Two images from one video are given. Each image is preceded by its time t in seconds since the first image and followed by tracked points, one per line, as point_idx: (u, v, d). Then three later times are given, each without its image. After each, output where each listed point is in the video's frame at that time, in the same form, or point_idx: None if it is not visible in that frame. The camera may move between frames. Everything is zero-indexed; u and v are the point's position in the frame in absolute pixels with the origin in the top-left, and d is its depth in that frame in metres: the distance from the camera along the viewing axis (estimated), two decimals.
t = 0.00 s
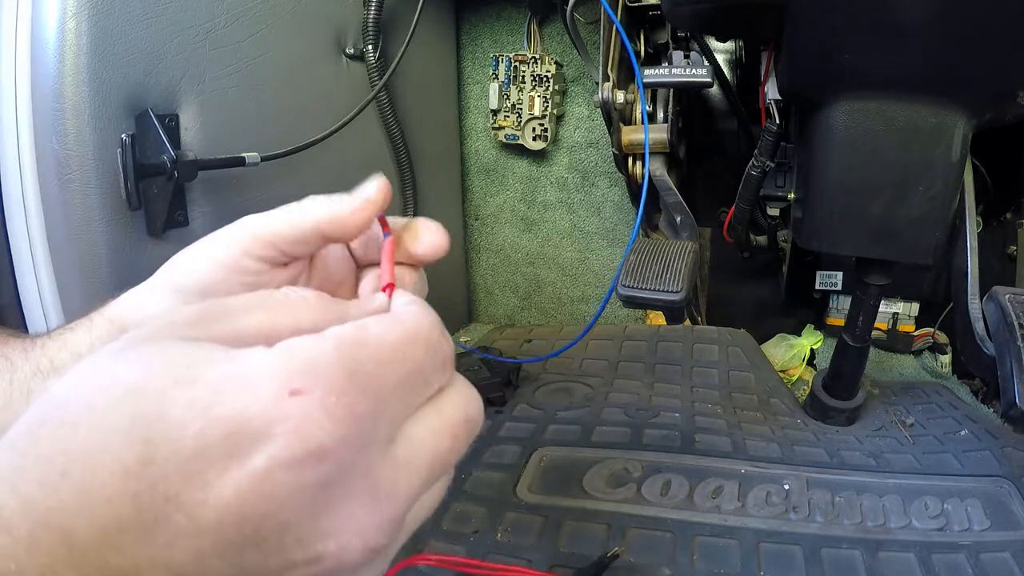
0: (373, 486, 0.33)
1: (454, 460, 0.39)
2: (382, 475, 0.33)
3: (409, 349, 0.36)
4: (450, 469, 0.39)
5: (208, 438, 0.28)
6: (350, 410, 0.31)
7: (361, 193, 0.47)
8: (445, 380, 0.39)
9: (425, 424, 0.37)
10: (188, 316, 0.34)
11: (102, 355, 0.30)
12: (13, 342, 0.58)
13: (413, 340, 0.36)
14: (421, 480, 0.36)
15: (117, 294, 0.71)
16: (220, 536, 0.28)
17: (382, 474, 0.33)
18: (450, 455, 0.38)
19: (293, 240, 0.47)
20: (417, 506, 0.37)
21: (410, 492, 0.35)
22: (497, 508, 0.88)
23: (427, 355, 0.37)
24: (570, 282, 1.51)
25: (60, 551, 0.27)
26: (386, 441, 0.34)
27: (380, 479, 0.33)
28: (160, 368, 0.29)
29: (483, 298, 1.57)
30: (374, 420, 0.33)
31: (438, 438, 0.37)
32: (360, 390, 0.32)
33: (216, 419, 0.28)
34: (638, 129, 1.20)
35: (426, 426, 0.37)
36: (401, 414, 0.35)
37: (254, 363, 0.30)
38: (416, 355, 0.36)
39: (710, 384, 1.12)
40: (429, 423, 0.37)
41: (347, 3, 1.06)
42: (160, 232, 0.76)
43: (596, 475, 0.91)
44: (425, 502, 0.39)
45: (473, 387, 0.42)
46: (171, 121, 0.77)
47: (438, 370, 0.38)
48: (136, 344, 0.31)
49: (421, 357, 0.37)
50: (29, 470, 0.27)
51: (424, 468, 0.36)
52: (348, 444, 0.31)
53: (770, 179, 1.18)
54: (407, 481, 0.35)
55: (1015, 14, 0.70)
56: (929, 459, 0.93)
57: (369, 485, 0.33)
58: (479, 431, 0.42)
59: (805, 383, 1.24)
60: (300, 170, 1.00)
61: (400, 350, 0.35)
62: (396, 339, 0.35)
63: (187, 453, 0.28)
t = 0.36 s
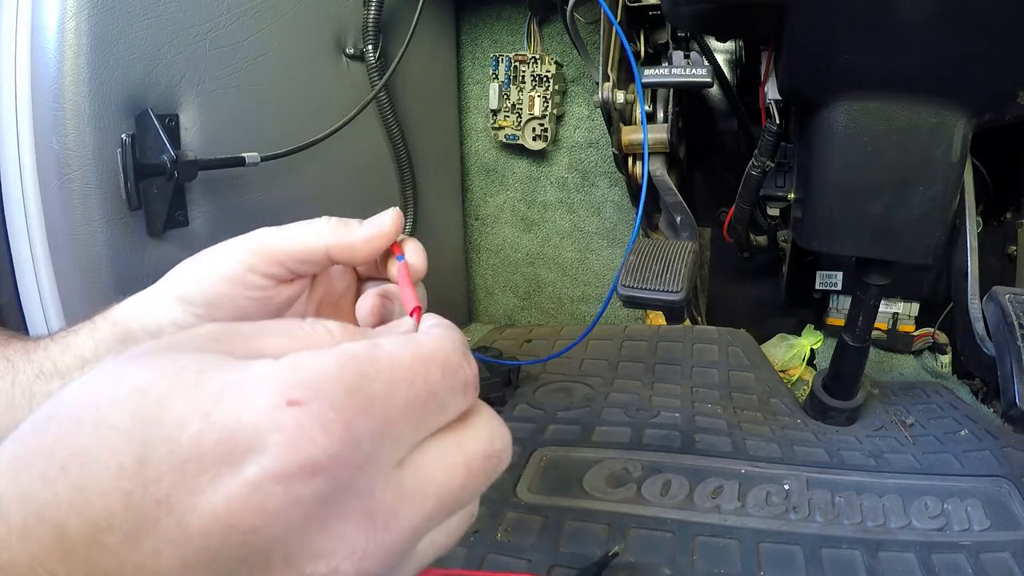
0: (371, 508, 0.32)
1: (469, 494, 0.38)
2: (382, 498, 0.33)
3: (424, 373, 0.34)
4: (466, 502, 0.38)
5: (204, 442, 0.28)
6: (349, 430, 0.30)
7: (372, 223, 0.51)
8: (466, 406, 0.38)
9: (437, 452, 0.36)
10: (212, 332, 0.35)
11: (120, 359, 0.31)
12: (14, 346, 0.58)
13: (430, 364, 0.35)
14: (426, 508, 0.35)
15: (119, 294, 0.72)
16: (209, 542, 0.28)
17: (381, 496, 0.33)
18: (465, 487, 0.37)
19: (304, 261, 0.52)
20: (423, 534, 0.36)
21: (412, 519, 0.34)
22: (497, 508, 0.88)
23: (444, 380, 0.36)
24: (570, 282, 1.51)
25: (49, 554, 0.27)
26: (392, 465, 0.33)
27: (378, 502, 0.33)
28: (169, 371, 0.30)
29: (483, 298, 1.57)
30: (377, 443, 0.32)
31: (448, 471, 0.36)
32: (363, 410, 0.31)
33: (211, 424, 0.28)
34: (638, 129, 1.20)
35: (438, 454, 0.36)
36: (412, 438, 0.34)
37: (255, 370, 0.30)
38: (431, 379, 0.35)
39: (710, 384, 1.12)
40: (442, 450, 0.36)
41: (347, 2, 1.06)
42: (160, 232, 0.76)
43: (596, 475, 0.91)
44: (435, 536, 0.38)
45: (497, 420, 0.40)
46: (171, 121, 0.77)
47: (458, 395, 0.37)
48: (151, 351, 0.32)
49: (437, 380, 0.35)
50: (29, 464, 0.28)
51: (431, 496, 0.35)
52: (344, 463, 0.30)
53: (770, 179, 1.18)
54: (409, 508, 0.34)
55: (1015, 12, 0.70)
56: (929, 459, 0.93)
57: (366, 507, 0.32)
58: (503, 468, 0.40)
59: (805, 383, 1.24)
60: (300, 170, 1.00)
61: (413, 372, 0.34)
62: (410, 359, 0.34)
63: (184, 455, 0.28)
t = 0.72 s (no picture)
0: (380, 537, 0.32)
1: (479, 530, 0.37)
2: (392, 528, 0.33)
3: (442, 409, 0.35)
4: (475, 538, 0.38)
5: (221, 462, 0.29)
6: (362, 457, 0.31)
7: (383, 243, 0.52)
8: (487, 445, 0.38)
9: (451, 486, 0.36)
10: (225, 357, 0.37)
11: (141, 376, 0.32)
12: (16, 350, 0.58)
13: (449, 402, 0.35)
14: (436, 541, 0.35)
15: (119, 294, 0.72)
16: (220, 560, 0.28)
17: (392, 525, 0.33)
18: (475, 524, 0.37)
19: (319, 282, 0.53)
20: (431, 565, 0.36)
21: (421, 550, 0.34)
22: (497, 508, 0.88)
23: (465, 418, 0.36)
24: (570, 282, 1.51)
25: (56, 561, 0.27)
26: (405, 494, 0.33)
27: (389, 531, 0.32)
28: (188, 390, 0.31)
29: (483, 298, 1.57)
30: (390, 474, 0.32)
31: (461, 506, 0.36)
32: (376, 441, 0.31)
33: (229, 445, 0.29)
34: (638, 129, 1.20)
35: (453, 489, 0.36)
36: (428, 471, 0.34)
37: (277, 398, 0.32)
38: (450, 416, 0.35)
39: (710, 384, 1.12)
40: (457, 486, 0.36)
41: (347, 2, 1.06)
42: (160, 233, 0.76)
43: (596, 475, 0.91)
44: (442, 567, 0.37)
45: (515, 461, 0.39)
46: (171, 121, 0.77)
47: (479, 434, 0.37)
48: (170, 372, 0.33)
49: (458, 419, 0.35)
50: (41, 470, 0.28)
51: (441, 530, 0.35)
52: (356, 491, 0.30)
53: (770, 179, 1.18)
54: (419, 539, 0.34)
55: (1015, 12, 0.70)
56: (929, 459, 0.93)
57: (376, 535, 0.32)
58: (516, 509, 0.40)
59: (805, 383, 1.24)
60: (300, 170, 1.00)
61: (432, 407, 0.34)
62: (431, 396, 0.35)
63: (200, 473, 0.29)
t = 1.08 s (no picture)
0: None
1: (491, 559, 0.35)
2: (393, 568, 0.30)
3: (453, 442, 0.31)
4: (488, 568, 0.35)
5: (201, 490, 0.26)
6: (352, 500, 0.28)
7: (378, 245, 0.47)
8: (507, 473, 0.34)
9: (461, 519, 0.33)
10: (232, 362, 0.35)
11: (134, 387, 0.30)
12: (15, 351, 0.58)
13: (463, 432, 0.32)
14: None
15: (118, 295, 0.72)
16: None
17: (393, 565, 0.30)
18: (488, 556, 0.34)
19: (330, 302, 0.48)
20: None
21: None
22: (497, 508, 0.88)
23: (480, 448, 0.32)
24: (570, 282, 1.51)
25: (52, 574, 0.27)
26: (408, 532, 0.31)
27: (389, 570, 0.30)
28: (175, 408, 0.28)
29: (483, 298, 1.57)
30: (388, 514, 0.29)
31: (471, 536, 0.33)
32: (371, 480, 0.29)
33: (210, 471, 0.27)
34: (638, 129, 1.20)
35: (463, 521, 0.33)
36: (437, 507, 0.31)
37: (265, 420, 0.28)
38: (461, 446, 0.32)
39: (710, 384, 1.12)
40: (467, 517, 0.33)
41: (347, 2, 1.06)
42: (159, 232, 0.76)
43: (596, 475, 0.91)
44: None
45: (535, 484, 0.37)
46: (171, 121, 0.77)
47: (498, 462, 0.33)
48: (171, 384, 0.31)
49: (472, 448, 0.32)
50: (31, 484, 0.26)
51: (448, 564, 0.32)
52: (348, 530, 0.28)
53: (770, 179, 1.18)
54: None
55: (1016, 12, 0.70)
56: (929, 459, 0.93)
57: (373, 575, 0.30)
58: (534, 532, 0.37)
59: (805, 383, 1.24)
60: (299, 170, 1.00)
61: (440, 437, 0.31)
62: (440, 424, 0.31)
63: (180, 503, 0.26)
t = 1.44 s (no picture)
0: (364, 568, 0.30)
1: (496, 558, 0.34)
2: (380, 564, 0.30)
3: (442, 437, 0.30)
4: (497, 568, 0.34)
5: (180, 483, 0.28)
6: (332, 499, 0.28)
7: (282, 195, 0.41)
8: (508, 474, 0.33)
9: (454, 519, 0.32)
10: (233, 363, 0.35)
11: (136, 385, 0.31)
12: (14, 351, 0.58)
13: (452, 428, 0.31)
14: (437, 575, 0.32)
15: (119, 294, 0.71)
16: None
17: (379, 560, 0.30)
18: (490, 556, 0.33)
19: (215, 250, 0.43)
20: None
21: None
22: (497, 508, 0.88)
23: (473, 448, 0.31)
24: (570, 282, 1.51)
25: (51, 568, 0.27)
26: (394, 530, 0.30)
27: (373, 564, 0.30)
28: (168, 407, 0.29)
29: (483, 298, 1.57)
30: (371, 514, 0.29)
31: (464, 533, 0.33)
32: (349, 481, 0.28)
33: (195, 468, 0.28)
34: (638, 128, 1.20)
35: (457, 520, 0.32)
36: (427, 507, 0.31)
37: (249, 420, 0.29)
38: (449, 445, 0.30)
39: (710, 384, 1.12)
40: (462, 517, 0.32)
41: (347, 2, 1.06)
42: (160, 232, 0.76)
43: (595, 475, 0.91)
44: None
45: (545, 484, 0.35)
46: (171, 121, 0.76)
47: (497, 463, 0.32)
48: (175, 382, 0.32)
49: (464, 447, 0.31)
50: (31, 468, 0.28)
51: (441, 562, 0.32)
52: (330, 523, 0.28)
53: (770, 179, 1.18)
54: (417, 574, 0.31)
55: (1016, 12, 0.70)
56: (930, 459, 0.93)
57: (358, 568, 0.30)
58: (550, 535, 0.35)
59: (805, 383, 1.24)
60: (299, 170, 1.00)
61: (426, 438, 0.30)
62: (425, 423, 0.30)
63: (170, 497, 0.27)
